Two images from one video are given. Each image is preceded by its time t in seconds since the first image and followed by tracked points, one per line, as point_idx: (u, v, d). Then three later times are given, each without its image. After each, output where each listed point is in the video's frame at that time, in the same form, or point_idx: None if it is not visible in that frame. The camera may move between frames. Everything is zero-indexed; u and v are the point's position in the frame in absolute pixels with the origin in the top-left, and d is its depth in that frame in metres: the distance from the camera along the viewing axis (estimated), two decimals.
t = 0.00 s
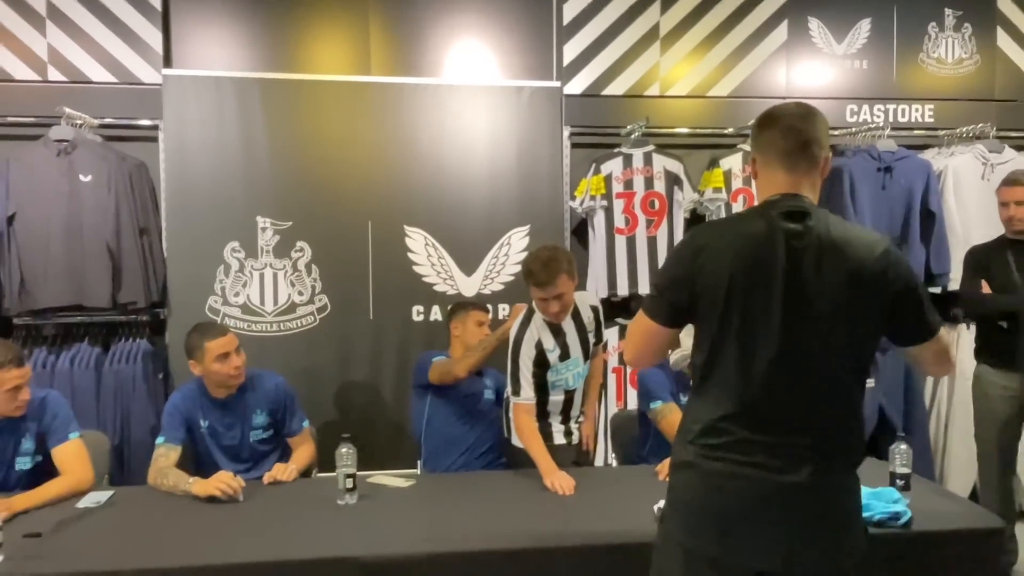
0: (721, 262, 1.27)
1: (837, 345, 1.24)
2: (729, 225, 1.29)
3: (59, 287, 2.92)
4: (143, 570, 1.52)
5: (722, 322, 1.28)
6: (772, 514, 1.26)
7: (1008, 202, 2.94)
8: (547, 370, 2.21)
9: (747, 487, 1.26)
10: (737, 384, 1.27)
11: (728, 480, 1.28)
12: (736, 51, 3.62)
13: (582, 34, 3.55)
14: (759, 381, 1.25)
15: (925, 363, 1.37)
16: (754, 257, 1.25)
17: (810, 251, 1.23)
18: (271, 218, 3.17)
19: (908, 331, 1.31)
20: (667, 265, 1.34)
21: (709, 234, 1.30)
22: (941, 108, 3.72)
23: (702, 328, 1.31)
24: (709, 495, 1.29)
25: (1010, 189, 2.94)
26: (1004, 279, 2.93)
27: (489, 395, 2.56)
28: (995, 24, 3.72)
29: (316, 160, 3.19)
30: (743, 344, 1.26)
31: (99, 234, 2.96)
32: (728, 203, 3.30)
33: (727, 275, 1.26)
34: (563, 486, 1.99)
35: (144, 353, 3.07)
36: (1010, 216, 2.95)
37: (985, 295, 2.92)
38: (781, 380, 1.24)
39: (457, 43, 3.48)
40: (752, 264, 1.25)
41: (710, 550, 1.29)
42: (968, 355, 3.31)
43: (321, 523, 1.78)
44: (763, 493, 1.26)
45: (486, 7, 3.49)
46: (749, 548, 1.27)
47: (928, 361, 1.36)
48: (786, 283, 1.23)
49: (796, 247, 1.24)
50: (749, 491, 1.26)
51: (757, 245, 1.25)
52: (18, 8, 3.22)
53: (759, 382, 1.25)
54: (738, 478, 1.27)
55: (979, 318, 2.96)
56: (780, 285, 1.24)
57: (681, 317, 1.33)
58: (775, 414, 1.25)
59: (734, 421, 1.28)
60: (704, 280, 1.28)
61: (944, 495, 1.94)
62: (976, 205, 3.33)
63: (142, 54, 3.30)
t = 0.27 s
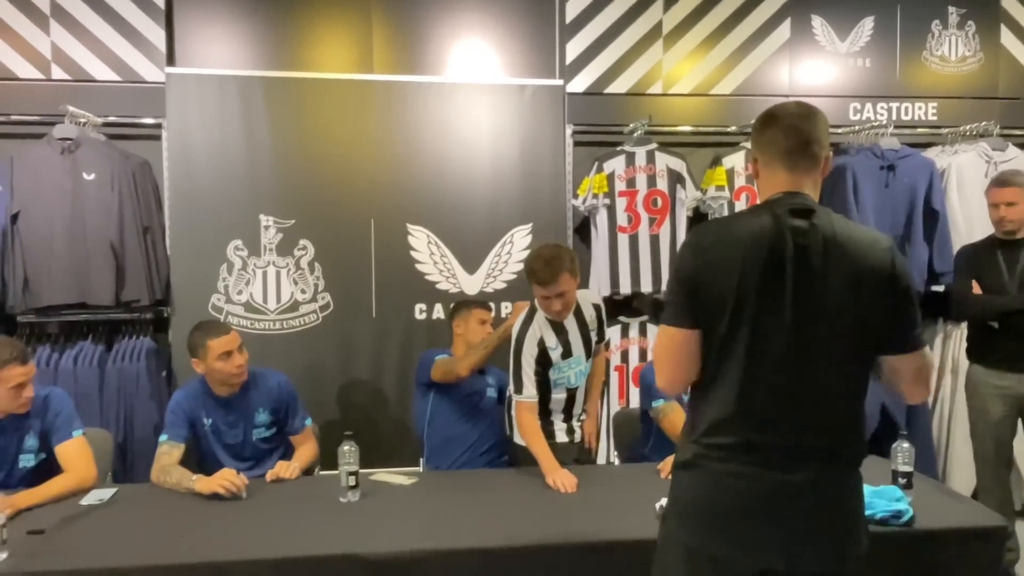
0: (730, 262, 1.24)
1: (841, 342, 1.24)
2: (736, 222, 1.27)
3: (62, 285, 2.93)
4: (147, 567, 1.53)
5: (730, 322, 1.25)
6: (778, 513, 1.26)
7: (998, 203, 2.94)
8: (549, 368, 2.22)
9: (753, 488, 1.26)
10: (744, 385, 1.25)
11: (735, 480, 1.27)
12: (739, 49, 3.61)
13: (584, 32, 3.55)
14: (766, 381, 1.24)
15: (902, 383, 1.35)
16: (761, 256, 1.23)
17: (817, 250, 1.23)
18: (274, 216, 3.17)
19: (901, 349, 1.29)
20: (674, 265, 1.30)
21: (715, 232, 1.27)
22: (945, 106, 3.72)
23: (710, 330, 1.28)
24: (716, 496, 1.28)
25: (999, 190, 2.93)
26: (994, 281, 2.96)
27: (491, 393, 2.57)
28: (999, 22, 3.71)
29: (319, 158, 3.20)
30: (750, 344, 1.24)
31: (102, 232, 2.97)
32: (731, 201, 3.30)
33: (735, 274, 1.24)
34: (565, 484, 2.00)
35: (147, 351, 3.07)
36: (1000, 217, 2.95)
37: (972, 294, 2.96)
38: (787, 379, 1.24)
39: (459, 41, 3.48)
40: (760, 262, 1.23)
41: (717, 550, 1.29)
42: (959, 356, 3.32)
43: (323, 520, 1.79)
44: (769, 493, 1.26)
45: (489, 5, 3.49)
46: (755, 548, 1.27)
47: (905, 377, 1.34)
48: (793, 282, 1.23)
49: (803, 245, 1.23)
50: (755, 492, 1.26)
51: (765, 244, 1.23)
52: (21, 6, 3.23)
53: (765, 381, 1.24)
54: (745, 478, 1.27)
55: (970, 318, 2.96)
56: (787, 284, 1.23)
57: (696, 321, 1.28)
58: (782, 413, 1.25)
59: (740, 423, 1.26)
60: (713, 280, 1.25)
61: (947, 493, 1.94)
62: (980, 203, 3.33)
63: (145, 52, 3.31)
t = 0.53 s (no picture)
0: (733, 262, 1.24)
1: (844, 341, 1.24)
2: (739, 221, 1.26)
3: (64, 284, 2.94)
4: (148, 566, 1.53)
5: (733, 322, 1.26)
6: (782, 513, 1.26)
7: (995, 201, 2.95)
8: (549, 367, 2.22)
9: (756, 488, 1.26)
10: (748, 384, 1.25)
11: (739, 480, 1.27)
12: (740, 47, 3.61)
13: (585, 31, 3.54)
14: (769, 380, 1.24)
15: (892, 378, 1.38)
16: (765, 256, 1.23)
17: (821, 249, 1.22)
18: (275, 215, 3.17)
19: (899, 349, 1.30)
20: (676, 264, 1.31)
21: (718, 232, 1.27)
22: (946, 104, 3.71)
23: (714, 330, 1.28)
24: (719, 497, 1.28)
25: (996, 188, 2.95)
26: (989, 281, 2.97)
27: (492, 391, 2.58)
28: (1001, 20, 3.71)
29: (320, 156, 3.20)
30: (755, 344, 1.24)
31: (104, 230, 2.98)
32: (732, 200, 3.30)
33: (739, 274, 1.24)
34: (566, 483, 2.00)
35: (149, 349, 3.08)
36: (998, 215, 2.95)
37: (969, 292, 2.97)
38: (791, 378, 1.24)
39: (461, 40, 3.48)
40: (764, 262, 1.23)
41: (720, 552, 1.29)
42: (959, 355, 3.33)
43: (324, 519, 1.79)
44: (772, 493, 1.26)
45: (490, 3, 3.49)
46: (757, 549, 1.27)
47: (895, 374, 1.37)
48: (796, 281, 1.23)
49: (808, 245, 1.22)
50: (759, 492, 1.26)
51: (768, 244, 1.23)
52: (23, 5, 3.23)
53: (768, 381, 1.24)
54: (748, 479, 1.27)
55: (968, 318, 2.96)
56: (790, 284, 1.23)
57: (696, 318, 1.30)
58: (785, 413, 1.25)
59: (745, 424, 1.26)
60: (715, 280, 1.26)
61: (948, 492, 1.94)
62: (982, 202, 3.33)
63: (147, 51, 3.31)
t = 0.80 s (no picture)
0: (729, 259, 1.26)
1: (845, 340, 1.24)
2: (736, 220, 1.29)
3: (65, 283, 2.94)
4: (149, 565, 1.53)
5: (729, 319, 1.27)
6: (781, 514, 1.26)
7: (994, 199, 2.95)
8: (550, 365, 2.22)
9: (755, 488, 1.27)
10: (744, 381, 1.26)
11: (738, 479, 1.28)
12: (742, 46, 3.60)
13: (585, 31, 3.54)
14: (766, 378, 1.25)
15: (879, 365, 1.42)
16: (761, 254, 1.24)
17: (817, 247, 1.23)
18: (276, 214, 3.17)
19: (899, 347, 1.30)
20: (674, 262, 1.35)
21: (715, 230, 1.30)
22: (948, 102, 3.71)
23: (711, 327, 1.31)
24: (719, 496, 1.29)
25: (996, 186, 2.95)
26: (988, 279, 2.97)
27: (493, 390, 2.58)
28: (1003, 18, 3.70)
29: (321, 156, 3.20)
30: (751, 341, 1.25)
31: (105, 230, 2.98)
32: (734, 198, 3.29)
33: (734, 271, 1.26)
34: (567, 482, 2.00)
35: (150, 348, 3.08)
36: (999, 213, 2.95)
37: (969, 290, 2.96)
38: (789, 377, 1.25)
39: (462, 38, 3.48)
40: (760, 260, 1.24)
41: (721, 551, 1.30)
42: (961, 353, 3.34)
43: (325, 518, 1.79)
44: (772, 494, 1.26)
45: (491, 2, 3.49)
46: (758, 549, 1.28)
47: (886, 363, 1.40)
48: (793, 280, 1.23)
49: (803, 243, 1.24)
50: (758, 491, 1.26)
51: (763, 241, 1.25)
52: (24, 4, 3.23)
53: (765, 379, 1.25)
54: (747, 478, 1.27)
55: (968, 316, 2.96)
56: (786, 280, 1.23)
57: (693, 316, 1.34)
58: (783, 412, 1.25)
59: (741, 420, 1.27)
60: (711, 277, 1.28)
61: (950, 491, 1.94)
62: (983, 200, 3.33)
63: (147, 50, 3.30)
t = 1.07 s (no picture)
0: (729, 255, 1.28)
1: (846, 339, 1.24)
2: (737, 217, 1.31)
3: (67, 283, 2.94)
4: (151, 565, 1.54)
5: (729, 315, 1.29)
6: (779, 512, 1.27)
7: (996, 197, 2.95)
8: (552, 364, 2.21)
9: (753, 486, 1.27)
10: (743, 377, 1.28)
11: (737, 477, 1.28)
12: (742, 44, 3.60)
13: (585, 30, 3.54)
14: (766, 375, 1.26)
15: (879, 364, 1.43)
16: (760, 250, 1.26)
17: (818, 245, 1.24)
18: (277, 213, 3.17)
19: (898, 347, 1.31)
20: (675, 258, 1.37)
21: (716, 227, 1.32)
22: (949, 101, 3.71)
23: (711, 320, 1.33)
24: (717, 494, 1.30)
25: (998, 183, 2.94)
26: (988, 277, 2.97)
27: (495, 390, 2.56)
28: (1004, 17, 3.70)
29: (322, 155, 3.20)
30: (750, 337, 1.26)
31: (106, 229, 2.98)
32: (735, 197, 3.29)
33: (733, 267, 1.27)
34: (569, 480, 2.00)
35: (151, 347, 3.08)
36: (1000, 211, 2.95)
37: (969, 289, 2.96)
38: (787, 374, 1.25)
39: (463, 37, 3.48)
40: (760, 256, 1.26)
41: (718, 551, 1.30)
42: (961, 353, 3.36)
43: (327, 517, 1.79)
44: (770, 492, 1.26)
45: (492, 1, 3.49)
46: (755, 548, 1.28)
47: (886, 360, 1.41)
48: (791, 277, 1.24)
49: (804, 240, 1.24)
50: (756, 490, 1.27)
51: (763, 237, 1.26)
52: (24, 3, 3.23)
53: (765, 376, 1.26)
54: (745, 477, 1.27)
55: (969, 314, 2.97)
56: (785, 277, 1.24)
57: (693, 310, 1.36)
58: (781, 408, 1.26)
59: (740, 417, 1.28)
60: (711, 273, 1.30)
61: (951, 490, 1.94)
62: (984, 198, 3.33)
63: (148, 48, 3.30)
